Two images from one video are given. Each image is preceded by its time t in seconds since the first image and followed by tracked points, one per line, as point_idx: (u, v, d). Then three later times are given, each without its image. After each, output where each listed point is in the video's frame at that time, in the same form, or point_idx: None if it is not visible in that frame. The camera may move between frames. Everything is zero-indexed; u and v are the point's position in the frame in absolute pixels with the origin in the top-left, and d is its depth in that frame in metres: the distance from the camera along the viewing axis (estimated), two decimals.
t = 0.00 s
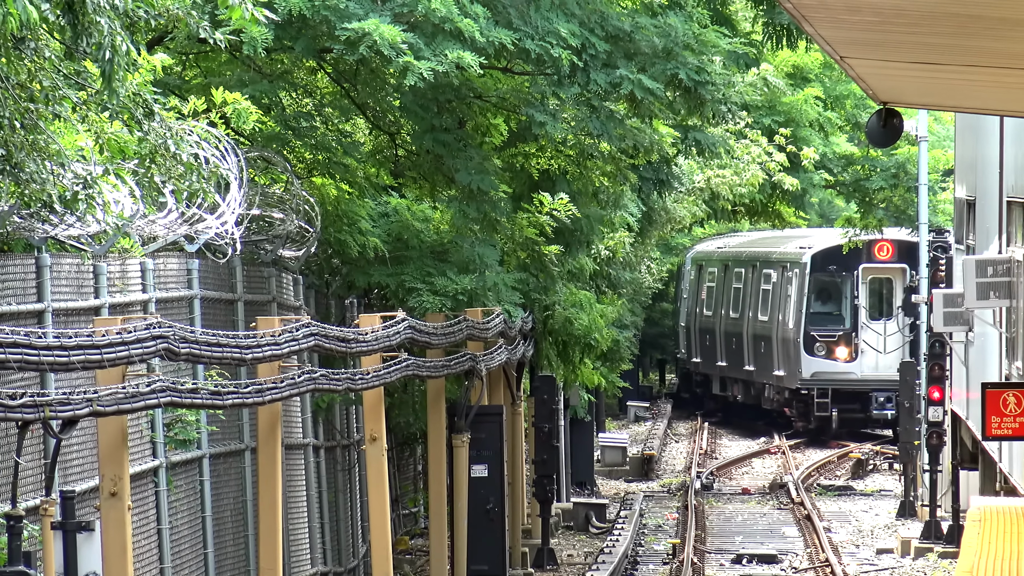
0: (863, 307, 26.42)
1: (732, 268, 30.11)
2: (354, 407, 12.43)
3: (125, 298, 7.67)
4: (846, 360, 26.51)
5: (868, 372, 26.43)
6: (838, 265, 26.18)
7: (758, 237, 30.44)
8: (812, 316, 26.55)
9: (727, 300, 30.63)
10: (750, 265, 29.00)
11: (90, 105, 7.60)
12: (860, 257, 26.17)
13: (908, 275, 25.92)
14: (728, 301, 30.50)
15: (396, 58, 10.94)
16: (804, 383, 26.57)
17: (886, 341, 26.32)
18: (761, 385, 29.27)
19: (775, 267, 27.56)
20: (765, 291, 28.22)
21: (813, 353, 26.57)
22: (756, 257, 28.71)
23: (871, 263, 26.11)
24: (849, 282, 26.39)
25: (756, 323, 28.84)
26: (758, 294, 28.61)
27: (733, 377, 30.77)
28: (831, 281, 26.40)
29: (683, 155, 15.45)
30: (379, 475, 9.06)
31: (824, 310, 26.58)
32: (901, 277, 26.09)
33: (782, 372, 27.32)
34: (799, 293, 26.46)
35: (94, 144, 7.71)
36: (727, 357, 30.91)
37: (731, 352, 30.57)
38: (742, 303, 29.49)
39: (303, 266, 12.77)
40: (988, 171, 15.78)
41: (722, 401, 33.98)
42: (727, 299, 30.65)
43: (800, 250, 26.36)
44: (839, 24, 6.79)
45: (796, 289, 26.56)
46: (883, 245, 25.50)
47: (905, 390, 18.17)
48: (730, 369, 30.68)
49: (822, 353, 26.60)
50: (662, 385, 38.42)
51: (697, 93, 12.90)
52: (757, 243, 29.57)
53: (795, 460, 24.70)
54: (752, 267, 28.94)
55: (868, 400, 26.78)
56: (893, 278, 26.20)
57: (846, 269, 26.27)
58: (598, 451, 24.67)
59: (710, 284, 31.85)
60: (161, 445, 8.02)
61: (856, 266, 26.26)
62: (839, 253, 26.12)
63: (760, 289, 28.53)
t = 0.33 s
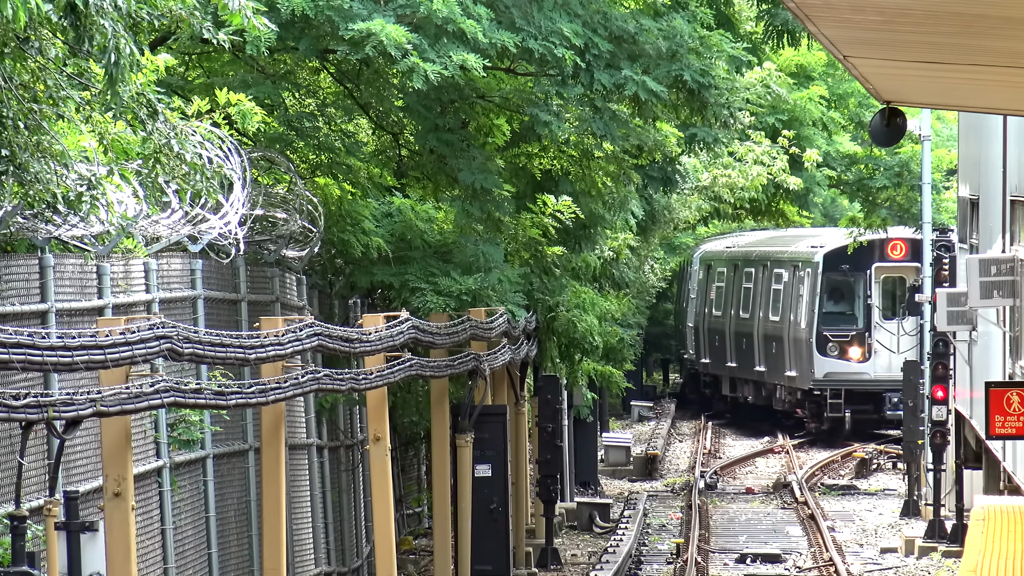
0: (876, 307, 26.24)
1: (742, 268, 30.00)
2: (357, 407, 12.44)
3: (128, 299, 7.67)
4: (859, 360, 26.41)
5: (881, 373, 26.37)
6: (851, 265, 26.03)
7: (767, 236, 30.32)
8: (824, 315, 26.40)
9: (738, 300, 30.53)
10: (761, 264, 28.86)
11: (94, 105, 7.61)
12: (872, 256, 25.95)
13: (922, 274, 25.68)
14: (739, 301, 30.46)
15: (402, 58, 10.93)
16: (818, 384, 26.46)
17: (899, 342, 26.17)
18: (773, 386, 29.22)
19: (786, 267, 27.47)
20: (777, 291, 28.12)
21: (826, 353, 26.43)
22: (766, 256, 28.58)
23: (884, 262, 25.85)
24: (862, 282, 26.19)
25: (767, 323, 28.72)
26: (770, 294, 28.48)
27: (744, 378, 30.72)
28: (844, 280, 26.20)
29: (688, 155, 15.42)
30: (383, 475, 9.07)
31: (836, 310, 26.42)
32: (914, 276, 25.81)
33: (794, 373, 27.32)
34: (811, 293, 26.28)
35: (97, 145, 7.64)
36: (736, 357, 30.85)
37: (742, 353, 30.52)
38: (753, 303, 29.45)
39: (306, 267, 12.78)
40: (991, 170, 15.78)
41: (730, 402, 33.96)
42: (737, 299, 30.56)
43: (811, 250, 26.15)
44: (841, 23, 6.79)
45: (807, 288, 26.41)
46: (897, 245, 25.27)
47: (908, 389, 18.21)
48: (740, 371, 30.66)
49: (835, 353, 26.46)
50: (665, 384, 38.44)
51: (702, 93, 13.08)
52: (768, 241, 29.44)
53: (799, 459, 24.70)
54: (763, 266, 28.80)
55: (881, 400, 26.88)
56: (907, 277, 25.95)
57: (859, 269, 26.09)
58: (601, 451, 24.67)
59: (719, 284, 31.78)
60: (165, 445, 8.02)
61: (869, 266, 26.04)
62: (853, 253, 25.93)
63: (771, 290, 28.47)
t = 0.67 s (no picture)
0: (889, 306, 26.06)
1: (753, 267, 29.97)
2: (361, 406, 12.44)
3: (132, 299, 7.68)
4: (872, 360, 26.34)
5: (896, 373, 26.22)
6: (864, 263, 25.92)
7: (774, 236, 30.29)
8: (836, 315, 26.36)
9: (748, 300, 30.52)
10: (772, 263, 28.84)
11: (98, 105, 7.62)
12: (885, 254, 25.79)
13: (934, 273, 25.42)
14: (750, 301, 30.44)
15: (405, 58, 10.94)
16: (831, 384, 26.43)
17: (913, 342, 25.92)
18: (784, 386, 29.13)
19: (798, 266, 27.45)
20: (789, 291, 28.11)
21: (839, 353, 26.40)
22: (778, 255, 28.56)
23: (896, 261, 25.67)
24: (875, 281, 26.08)
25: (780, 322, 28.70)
26: (781, 294, 28.53)
27: (755, 378, 30.63)
28: (857, 279, 26.12)
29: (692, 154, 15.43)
30: (387, 473, 9.07)
31: (849, 309, 26.35)
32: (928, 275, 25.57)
33: (806, 373, 27.36)
34: (825, 293, 26.24)
35: (101, 144, 7.67)
36: (746, 358, 30.85)
37: (752, 353, 30.49)
38: (764, 302, 29.43)
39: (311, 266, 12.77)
40: (995, 169, 15.78)
41: (739, 403, 33.87)
42: (747, 298, 30.53)
43: (824, 250, 26.14)
44: (844, 22, 6.79)
45: (820, 288, 26.36)
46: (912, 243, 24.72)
47: (911, 388, 18.21)
48: (750, 371, 30.63)
49: (848, 353, 26.43)
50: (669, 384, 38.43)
51: (704, 97, 13.08)
52: (779, 241, 29.42)
53: (803, 458, 24.69)
54: (775, 265, 28.81)
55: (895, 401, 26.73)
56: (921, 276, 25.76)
57: (872, 268, 25.95)
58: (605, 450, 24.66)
59: (729, 284, 31.74)
60: (169, 445, 8.03)
61: (881, 265, 25.88)
62: (865, 251, 25.80)
63: (783, 290, 28.45)
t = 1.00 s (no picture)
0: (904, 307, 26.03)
1: (765, 268, 29.94)
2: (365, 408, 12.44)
3: (136, 299, 7.68)
4: (887, 362, 26.23)
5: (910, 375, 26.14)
6: (879, 263, 25.88)
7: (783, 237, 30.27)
8: (850, 316, 26.26)
9: (760, 301, 30.48)
10: (784, 264, 28.82)
11: (103, 107, 7.60)
12: (899, 254, 25.80)
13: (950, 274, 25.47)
14: (761, 302, 30.41)
15: (410, 59, 10.94)
16: (845, 386, 26.35)
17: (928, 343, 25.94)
18: (797, 389, 29.15)
19: (812, 267, 27.44)
20: (801, 292, 28.10)
21: (853, 354, 26.29)
22: (790, 256, 28.55)
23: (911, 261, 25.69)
24: (889, 281, 26.06)
25: (792, 324, 28.69)
26: (794, 295, 28.47)
27: (767, 380, 30.55)
28: (871, 280, 26.09)
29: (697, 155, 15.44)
30: (391, 475, 9.07)
31: (864, 311, 26.27)
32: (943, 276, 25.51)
33: (819, 375, 27.33)
34: (838, 293, 26.18)
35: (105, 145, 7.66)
36: (758, 360, 30.83)
37: (764, 355, 30.45)
38: (776, 304, 29.39)
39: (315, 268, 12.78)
40: (1001, 170, 15.76)
41: (747, 405, 33.84)
42: (759, 299, 30.50)
43: (838, 250, 26.15)
44: (848, 23, 6.79)
45: (834, 289, 26.32)
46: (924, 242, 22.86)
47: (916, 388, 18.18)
48: (761, 372, 30.60)
49: (862, 355, 26.30)
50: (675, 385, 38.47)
51: (708, 99, 13.08)
52: (792, 242, 29.40)
53: (808, 459, 24.67)
54: (786, 267, 28.79)
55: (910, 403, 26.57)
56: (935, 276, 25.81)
57: (886, 268, 25.92)
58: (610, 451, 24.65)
59: (740, 285, 31.73)
60: (173, 445, 8.02)
61: (896, 265, 25.86)
62: (879, 251, 25.78)
63: (796, 290, 28.41)
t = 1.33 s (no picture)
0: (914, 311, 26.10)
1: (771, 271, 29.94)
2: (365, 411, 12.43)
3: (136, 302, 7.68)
4: (896, 365, 26.27)
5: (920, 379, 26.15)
6: (887, 266, 25.94)
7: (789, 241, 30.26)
8: (859, 319, 26.30)
9: (767, 305, 30.46)
10: (792, 267, 28.80)
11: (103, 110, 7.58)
12: (908, 257, 25.88)
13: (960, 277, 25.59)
14: (768, 306, 30.38)
15: (410, 64, 10.94)
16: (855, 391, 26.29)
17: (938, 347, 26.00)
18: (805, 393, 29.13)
19: (820, 270, 27.45)
20: (809, 295, 28.11)
21: (863, 358, 26.31)
22: (798, 259, 28.56)
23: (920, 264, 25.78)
24: (899, 284, 26.08)
25: (800, 328, 28.67)
26: (801, 297, 28.48)
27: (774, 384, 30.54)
28: (881, 283, 26.13)
29: (697, 157, 15.45)
30: (391, 478, 9.06)
31: (873, 314, 26.33)
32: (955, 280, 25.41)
33: (828, 379, 27.32)
34: (847, 296, 26.20)
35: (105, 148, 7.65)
36: (766, 364, 30.83)
37: (772, 358, 30.43)
38: (784, 307, 29.36)
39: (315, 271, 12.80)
40: (1002, 174, 15.76)
41: (754, 409, 33.82)
42: (766, 302, 30.50)
43: (847, 252, 26.19)
44: (847, 25, 6.79)
45: (843, 292, 26.32)
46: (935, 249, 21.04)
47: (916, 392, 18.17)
48: (769, 376, 30.58)
49: (872, 358, 26.32)
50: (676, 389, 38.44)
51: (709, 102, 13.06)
52: (798, 245, 29.40)
53: (808, 462, 24.66)
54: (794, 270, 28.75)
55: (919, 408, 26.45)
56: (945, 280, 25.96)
57: (895, 271, 25.98)
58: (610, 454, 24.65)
59: (747, 289, 31.70)
60: (173, 448, 8.02)
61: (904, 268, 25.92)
62: (888, 254, 25.86)
63: (803, 293, 28.42)
